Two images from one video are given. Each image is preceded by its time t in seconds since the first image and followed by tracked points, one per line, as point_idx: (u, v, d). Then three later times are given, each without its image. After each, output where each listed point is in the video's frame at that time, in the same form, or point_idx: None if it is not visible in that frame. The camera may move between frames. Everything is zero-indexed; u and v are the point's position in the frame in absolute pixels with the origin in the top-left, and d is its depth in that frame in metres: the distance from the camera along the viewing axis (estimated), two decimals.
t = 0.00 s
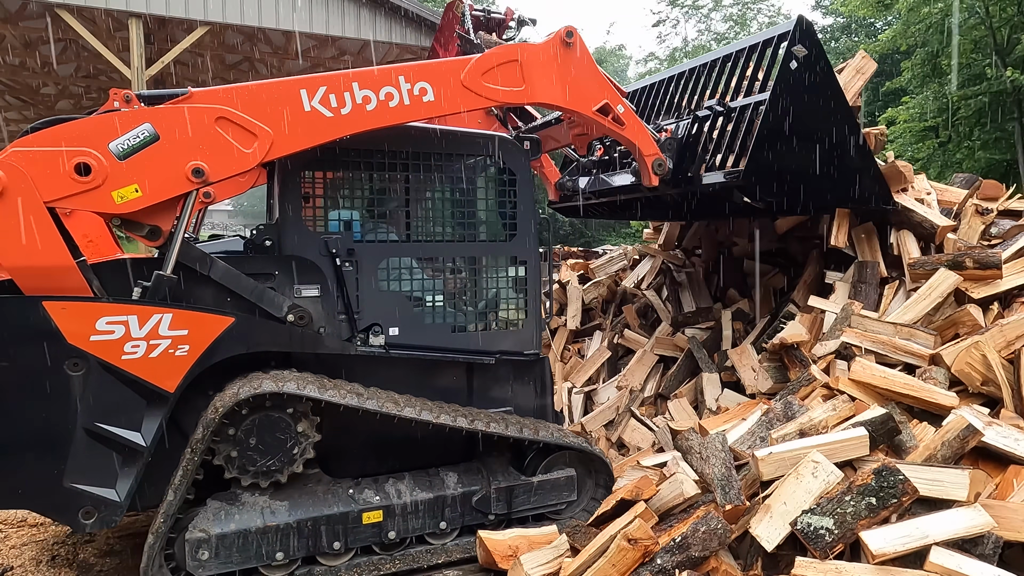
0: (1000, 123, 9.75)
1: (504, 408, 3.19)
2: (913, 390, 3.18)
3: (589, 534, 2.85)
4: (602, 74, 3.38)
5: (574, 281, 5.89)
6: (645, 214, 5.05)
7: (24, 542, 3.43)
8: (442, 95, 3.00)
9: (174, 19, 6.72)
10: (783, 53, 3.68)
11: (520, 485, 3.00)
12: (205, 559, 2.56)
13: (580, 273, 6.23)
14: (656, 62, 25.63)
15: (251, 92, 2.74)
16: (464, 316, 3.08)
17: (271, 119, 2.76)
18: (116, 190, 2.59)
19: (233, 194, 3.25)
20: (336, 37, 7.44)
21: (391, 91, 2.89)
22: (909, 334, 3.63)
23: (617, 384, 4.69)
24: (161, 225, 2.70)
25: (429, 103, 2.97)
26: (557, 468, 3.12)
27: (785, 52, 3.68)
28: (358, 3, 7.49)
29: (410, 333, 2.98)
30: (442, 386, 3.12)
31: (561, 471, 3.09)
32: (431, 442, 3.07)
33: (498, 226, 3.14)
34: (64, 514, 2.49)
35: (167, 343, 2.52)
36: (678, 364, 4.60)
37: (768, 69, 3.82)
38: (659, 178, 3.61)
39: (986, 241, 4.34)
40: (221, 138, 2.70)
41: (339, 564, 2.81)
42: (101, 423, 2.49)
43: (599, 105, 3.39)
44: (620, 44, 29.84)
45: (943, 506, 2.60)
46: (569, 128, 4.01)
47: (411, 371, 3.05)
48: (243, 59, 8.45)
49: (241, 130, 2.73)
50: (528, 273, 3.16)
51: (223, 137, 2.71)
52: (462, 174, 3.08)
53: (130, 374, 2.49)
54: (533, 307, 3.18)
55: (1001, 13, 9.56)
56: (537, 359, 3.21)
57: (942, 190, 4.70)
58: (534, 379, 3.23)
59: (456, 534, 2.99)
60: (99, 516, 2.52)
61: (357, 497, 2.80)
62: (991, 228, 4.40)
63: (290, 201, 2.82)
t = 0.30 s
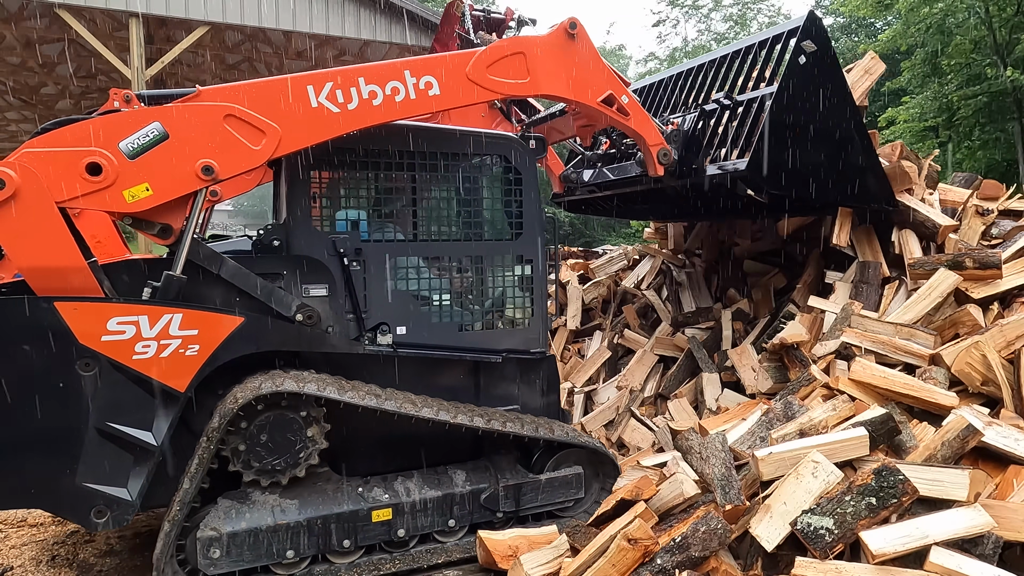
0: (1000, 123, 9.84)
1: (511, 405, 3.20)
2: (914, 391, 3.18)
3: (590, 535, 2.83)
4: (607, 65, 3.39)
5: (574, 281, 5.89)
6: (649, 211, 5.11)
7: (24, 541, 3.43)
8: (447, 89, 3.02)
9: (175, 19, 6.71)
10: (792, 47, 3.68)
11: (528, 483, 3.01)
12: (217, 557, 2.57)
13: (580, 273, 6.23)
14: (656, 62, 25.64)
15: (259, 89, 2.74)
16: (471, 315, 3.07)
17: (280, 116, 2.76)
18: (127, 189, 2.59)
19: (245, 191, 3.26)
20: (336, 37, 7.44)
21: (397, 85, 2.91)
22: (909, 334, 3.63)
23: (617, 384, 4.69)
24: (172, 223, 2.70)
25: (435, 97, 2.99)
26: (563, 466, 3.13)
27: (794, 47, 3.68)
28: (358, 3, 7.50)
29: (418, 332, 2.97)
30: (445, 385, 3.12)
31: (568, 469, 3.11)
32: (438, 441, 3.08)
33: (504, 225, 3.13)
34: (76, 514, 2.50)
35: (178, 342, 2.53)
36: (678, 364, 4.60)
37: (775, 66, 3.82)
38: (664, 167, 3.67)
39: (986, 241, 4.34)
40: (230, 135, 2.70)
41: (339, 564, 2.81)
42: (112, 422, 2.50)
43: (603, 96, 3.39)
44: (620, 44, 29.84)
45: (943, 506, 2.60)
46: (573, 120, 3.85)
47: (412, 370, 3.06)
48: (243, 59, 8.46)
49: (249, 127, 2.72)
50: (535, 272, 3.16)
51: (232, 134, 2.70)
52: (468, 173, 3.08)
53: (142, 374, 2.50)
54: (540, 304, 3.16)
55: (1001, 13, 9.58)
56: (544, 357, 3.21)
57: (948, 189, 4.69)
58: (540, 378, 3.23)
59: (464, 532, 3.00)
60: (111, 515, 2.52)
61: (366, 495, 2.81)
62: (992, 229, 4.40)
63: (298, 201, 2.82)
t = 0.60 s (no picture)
0: (1000, 123, 9.84)
1: (518, 404, 3.18)
2: (914, 391, 3.18)
3: (590, 535, 2.84)
4: (610, 54, 3.39)
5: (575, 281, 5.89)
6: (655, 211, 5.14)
7: (24, 541, 3.43)
8: (453, 80, 3.04)
9: (174, 19, 6.70)
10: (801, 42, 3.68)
11: (537, 480, 3.00)
12: (229, 555, 2.58)
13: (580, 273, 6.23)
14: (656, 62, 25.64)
15: (268, 85, 2.73)
16: (479, 314, 3.07)
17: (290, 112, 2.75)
18: (140, 188, 2.59)
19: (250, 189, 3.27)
20: (336, 37, 7.44)
21: (404, 79, 2.92)
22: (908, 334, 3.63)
23: (616, 384, 4.68)
24: (186, 221, 2.73)
25: (441, 90, 3.02)
26: (572, 462, 3.13)
27: (802, 42, 3.68)
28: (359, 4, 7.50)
29: (427, 331, 2.97)
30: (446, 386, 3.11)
31: (577, 466, 3.10)
32: (446, 440, 3.09)
33: (510, 224, 3.14)
34: (91, 513, 2.50)
35: (190, 342, 2.53)
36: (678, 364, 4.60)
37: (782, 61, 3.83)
38: (669, 155, 3.68)
39: (986, 242, 4.34)
40: (240, 132, 2.70)
41: (338, 564, 2.80)
42: (126, 421, 2.50)
43: (607, 86, 3.39)
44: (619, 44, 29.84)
45: (943, 507, 2.60)
46: (578, 109, 4.05)
47: (417, 369, 3.03)
48: (243, 59, 8.45)
49: (259, 124, 2.72)
50: (541, 270, 3.17)
51: (242, 131, 2.70)
52: (475, 173, 3.08)
53: (154, 374, 2.50)
54: (546, 304, 3.19)
55: (1001, 14, 9.52)
56: (551, 355, 3.21)
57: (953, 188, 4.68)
58: (547, 377, 3.23)
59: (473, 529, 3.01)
60: (125, 513, 2.53)
61: (377, 493, 2.82)
62: (992, 229, 4.40)
63: (307, 202, 2.82)
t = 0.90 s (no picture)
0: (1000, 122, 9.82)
1: (526, 402, 3.17)
2: (914, 391, 3.18)
3: (589, 534, 2.87)
4: (613, 41, 3.39)
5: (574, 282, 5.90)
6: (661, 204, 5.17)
7: (24, 541, 3.42)
8: (459, 71, 3.06)
9: (174, 19, 6.70)
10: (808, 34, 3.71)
11: (546, 477, 3.00)
12: (243, 552, 2.59)
13: (580, 273, 6.23)
14: (656, 62, 25.64)
15: (278, 80, 2.75)
16: (486, 312, 3.07)
17: (300, 107, 2.76)
18: (155, 185, 2.60)
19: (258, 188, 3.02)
20: (336, 37, 7.46)
21: (411, 71, 2.96)
22: (908, 334, 3.63)
23: (616, 384, 4.68)
24: (200, 218, 2.74)
25: (447, 81, 3.03)
26: (582, 459, 3.14)
27: (809, 34, 3.70)
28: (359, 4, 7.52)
29: (436, 331, 2.97)
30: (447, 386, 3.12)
31: (585, 464, 3.11)
32: (455, 439, 3.10)
33: (517, 224, 3.14)
34: (105, 512, 2.51)
35: (202, 342, 2.54)
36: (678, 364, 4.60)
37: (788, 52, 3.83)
38: (675, 140, 3.64)
39: (986, 241, 4.34)
40: (251, 128, 2.71)
41: (336, 565, 2.78)
42: (140, 422, 2.51)
43: (611, 72, 3.39)
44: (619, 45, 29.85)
45: (943, 506, 2.60)
46: (582, 97, 3.93)
47: (419, 369, 3.02)
48: (243, 59, 8.45)
49: (269, 119, 2.73)
50: (548, 269, 3.17)
51: (253, 127, 2.72)
52: (482, 174, 3.08)
53: (168, 374, 2.51)
54: (554, 302, 3.19)
55: (1001, 14, 9.58)
56: (558, 354, 3.21)
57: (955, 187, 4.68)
58: (555, 374, 3.22)
59: (484, 527, 3.02)
60: (139, 512, 2.54)
61: (388, 491, 2.83)
62: (992, 229, 4.41)
63: (317, 202, 2.82)
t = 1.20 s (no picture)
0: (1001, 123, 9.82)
1: (532, 400, 3.17)
2: (914, 391, 3.18)
3: (589, 535, 2.89)
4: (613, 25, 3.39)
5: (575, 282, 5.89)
6: (663, 200, 5.18)
7: (24, 542, 3.42)
8: (462, 60, 3.06)
9: (174, 19, 6.69)
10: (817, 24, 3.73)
11: (553, 475, 3.01)
12: (252, 551, 2.59)
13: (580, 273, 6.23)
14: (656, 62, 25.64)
15: (284, 75, 2.74)
16: (492, 311, 3.07)
17: (306, 101, 2.76)
18: (166, 182, 2.60)
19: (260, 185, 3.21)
20: (337, 37, 7.46)
21: (415, 62, 2.96)
22: (908, 334, 3.63)
23: (617, 384, 4.67)
24: (210, 214, 2.73)
25: (451, 71, 3.03)
26: (588, 456, 3.16)
27: (817, 25, 3.72)
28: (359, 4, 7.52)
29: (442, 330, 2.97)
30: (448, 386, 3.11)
31: (590, 461, 3.12)
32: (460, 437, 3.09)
33: (522, 222, 3.13)
34: (115, 511, 2.51)
35: (210, 341, 2.54)
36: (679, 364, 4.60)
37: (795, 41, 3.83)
38: (678, 124, 3.65)
39: (986, 241, 4.34)
40: (258, 123, 2.70)
41: (337, 564, 2.78)
42: (149, 421, 2.51)
43: (613, 57, 3.39)
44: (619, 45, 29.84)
45: (943, 507, 2.60)
46: (583, 84, 3.87)
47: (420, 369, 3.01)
48: (243, 59, 8.44)
49: (276, 113, 2.73)
50: (553, 267, 3.17)
51: (260, 122, 2.71)
52: (488, 173, 3.08)
53: (177, 374, 2.51)
54: (559, 302, 3.18)
55: (1002, 14, 9.62)
56: (564, 352, 3.20)
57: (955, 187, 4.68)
58: (560, 373, 3.22)
59: (492, 524, 3.02)
60: (149, 511, 2.54)
61: (395, 489, 2.83)
62: (992, 229, 4.41)
63: (323, 202, 2.82)
